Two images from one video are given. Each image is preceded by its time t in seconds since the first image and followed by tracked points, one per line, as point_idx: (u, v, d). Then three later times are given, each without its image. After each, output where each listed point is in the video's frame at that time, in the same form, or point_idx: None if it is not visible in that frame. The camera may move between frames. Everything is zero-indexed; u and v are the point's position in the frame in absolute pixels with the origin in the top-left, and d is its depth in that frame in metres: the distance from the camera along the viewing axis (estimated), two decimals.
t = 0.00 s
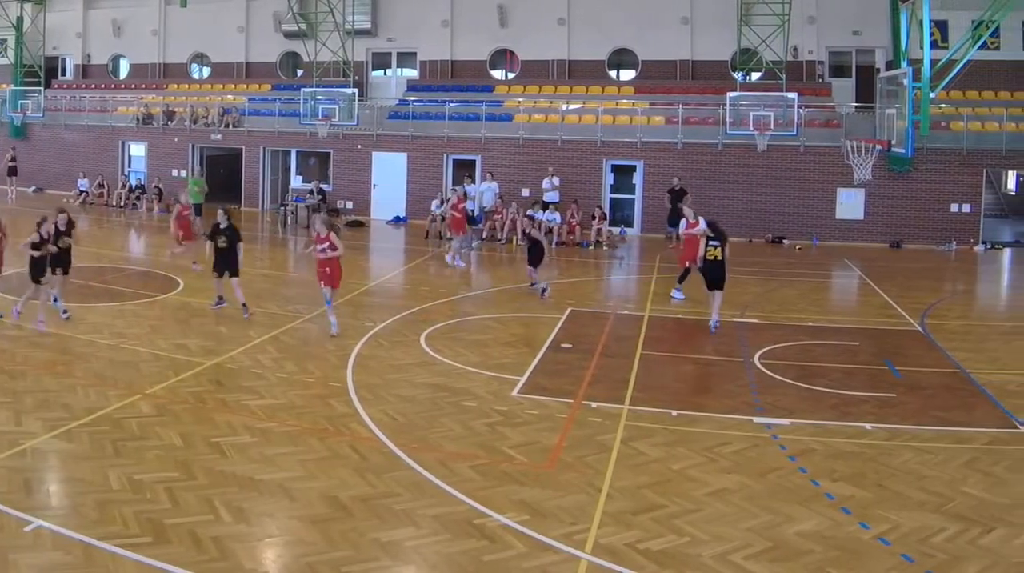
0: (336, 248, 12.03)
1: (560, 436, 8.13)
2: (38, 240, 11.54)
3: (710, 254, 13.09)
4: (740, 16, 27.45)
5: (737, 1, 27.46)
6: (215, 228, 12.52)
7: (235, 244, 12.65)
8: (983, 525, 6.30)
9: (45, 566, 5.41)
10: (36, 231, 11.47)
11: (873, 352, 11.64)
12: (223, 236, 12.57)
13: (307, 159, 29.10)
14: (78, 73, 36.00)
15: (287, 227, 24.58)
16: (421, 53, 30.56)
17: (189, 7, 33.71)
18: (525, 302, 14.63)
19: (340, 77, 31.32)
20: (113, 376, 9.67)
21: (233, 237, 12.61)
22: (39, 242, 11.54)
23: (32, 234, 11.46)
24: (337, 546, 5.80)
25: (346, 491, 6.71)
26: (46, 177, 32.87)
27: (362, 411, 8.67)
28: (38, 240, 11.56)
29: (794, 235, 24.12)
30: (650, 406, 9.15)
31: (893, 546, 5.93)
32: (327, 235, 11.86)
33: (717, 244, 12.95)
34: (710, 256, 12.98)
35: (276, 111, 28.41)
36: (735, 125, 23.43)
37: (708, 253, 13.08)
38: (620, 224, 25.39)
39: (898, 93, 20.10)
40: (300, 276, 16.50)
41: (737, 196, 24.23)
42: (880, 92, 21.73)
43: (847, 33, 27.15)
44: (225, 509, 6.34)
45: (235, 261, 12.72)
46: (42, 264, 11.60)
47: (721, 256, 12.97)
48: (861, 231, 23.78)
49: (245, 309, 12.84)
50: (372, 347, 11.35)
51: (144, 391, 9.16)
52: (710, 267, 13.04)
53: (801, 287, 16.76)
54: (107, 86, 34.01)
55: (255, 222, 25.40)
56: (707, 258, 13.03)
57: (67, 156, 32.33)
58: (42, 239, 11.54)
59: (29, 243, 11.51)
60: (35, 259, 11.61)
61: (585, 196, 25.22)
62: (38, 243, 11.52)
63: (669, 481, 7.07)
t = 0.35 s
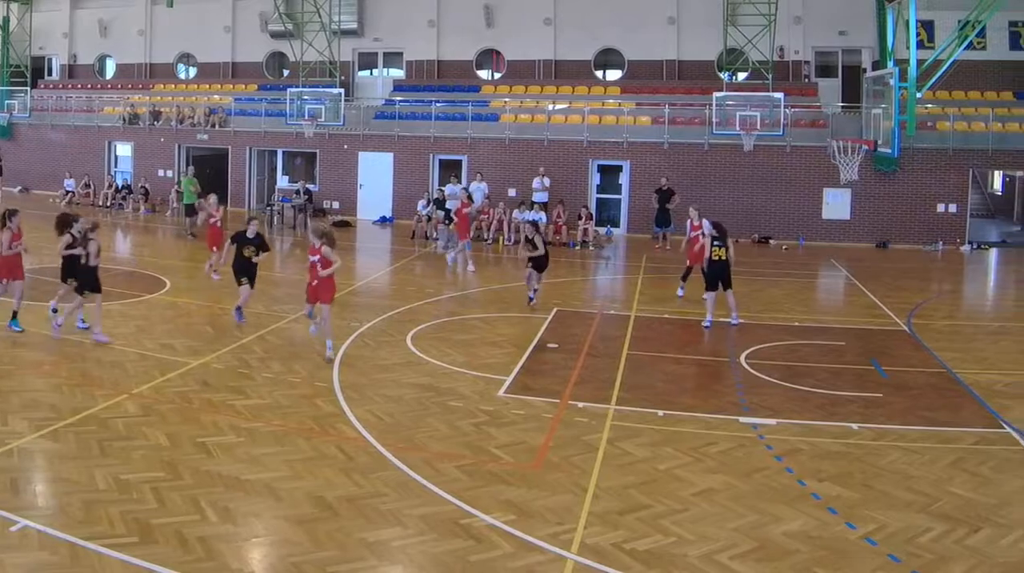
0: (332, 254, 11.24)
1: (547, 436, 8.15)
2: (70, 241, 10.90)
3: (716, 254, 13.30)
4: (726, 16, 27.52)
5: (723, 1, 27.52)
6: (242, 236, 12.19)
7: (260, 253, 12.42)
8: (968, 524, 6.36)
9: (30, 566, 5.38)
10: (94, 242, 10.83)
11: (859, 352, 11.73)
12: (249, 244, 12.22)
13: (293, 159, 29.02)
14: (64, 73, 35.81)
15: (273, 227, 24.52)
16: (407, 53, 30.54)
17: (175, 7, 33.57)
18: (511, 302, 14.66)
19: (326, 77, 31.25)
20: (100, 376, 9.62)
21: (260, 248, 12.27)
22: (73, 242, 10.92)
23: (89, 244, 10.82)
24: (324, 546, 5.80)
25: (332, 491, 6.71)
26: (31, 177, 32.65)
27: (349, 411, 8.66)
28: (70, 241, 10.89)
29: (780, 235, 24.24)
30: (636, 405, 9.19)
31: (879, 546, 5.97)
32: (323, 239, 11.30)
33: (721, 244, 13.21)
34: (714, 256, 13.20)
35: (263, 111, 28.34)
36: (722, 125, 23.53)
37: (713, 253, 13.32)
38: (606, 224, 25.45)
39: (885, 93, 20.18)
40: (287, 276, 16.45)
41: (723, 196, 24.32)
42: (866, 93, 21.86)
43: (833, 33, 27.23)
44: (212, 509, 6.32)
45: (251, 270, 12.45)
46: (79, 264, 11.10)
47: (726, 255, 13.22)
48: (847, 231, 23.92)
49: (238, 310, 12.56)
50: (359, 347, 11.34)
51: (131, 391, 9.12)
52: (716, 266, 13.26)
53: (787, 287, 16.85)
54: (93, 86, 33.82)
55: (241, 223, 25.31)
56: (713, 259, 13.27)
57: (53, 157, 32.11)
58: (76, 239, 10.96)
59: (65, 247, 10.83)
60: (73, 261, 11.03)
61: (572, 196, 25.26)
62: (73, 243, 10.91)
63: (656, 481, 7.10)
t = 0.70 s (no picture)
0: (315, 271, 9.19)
1: (533, 436, 8.17)
2: (82, 245, 10.66)
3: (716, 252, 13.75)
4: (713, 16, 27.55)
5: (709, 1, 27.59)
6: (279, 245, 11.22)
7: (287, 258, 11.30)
8: (954, 524, 6.40)
9: (15, 566, 5.35)
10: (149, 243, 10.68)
11: (844, 352, 11.80)
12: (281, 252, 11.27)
13: (280, 159, 28.94)
14: (51, 73, 35.63)
15: (260, 227, 24.45)
16: (393, 53, 30.51)
17: (161, 7, 33.43)
18: (498, 302, 14.68)
19: (312, 77, 31.18)
20: (86, 376, 9.57)
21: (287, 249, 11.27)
22: (85, 247, 10.68)
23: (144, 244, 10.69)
24: (311, 546, 5.79)
25: (319, 491, 6.70)
26: (17, 177, 32.45)
27: (336, 412, 8.65)
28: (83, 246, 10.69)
29: (766, 235, 24.33)
30: (623, 405, 9.22)
31: (865, 546, 6.01)
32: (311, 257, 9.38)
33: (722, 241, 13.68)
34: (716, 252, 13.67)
35: (249, 111, 28.26)
36: (708, 125, 23.53)
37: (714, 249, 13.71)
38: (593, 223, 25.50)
39: (870, 94, 20.26)
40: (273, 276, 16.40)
41: (710, 196, 24.41)
42: (853, 93, 21.90)
43: (819, 33, 27.28)
44: (199, 509, 6.30)
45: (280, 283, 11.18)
46: (92, 268, 10.78)
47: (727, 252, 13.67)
48: (833, 231, 24.02)
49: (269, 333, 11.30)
50: (346, 347, 11.33)
51: (117, 391, 9.07)
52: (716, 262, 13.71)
53: (774, 287, 16.93)
54: (79, 86, 33.66)
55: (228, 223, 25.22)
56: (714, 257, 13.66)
57: (38, 157, 31.93)
58: (88, 243, 10.69)
59: (77, 252, 10.62)
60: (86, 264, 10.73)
61: (558, 196, 25.30)
62: (85, 249, 10.67)
63: (642, 481, 7.14)
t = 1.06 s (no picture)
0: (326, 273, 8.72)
1: (519, 436, 8.18)
2: (106, 254, 10.06)
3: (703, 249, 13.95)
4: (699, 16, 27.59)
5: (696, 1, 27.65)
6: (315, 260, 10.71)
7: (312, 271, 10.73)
8: (940, 524, 6.44)
9: None
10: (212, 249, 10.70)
11: (830, 352, 11.87)
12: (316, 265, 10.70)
13: (266, 159, 28.86)
14: (38, 73, 35.45)
15: (246, 227, 24.38)
16: (379, 53, 30.48)
17: (147, 6, 33.29)
18: (484, 302, 14.71)
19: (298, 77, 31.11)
20: (72, 376, 9.52)
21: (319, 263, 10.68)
22: (108, 256, 10.09)
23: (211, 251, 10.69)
24: (297, 547, 5.78)
25: (305, 491, 6.69)
26: (3, 178, 32.27)
27: (322, 412, 8.63)
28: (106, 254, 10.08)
29: (752, 235, 24.44)
30: (609, 405, 9.26)
31: (851, 546, 6.05)
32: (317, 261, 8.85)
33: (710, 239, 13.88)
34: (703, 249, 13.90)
35: (235, 111, 28.19)
36: (694, 125, 23.58)
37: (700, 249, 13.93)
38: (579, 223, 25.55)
39: (856, 94, 20.34)
40: (259, 276, 16.36)
41: (696, 196, 24.50)
42: (839, 92, 21.90)
43: (806, 33, 27.36)
44: (184, 509, 6.29)
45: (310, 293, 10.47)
46: (116, 276, 10.22)
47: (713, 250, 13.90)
48: (819, 231, 24.14)
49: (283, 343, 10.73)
50: (332, 347, 11.30)
51: (103, 391, 9.03)
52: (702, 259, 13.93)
53: (760, 287, 17.01)
54: (65, 86, 33.52)
55: (214, 222, 25.13)
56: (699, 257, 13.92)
57: (24, 157, 31.74)
58: (110, 251, 10.09)
59: (100, 261, 10.02)
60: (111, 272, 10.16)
61: (544, 195, 25.32)
62: (109, 257, 10.10)
63: (627, 481, 7.17)
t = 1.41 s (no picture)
0: (355, 287, 8.08)
1: (506, 436, 8.20)
2: (123, 262, 9.49)
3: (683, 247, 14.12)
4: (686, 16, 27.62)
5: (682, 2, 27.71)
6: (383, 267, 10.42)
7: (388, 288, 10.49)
8: (924, 523, 6.50)
9: None
10: (274, 242, 11.13)
11: (816, 352, 11.95)
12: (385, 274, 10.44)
13: (252, 159, 28.76)
14: (23, 72, 35.23)
15: (232, 227, 24.31)
16: (365, 53, 30.42)
17: (134, 6, 33.12)
18: (471, 302, 14.73)
19: (285, 77, 31.02)
20: (58, 376, 9.47)
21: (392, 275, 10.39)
22: (126, 264, 9.54)
23: (269, 244, 11.17)
24: (284, 546, 5.78)
25: (292, 492, 6.68)
26: None
27: (308, 412, 8.62)
28: (124, 262, 9.51)
29: (738, 235, 24.55)
30: (596, 405, 9.28)
31: (837, 545, 6.09)
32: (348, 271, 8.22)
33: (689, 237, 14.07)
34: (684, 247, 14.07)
35: (221, 111, 28.08)
36: (681, 125, 23.61)
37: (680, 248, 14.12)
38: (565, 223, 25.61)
39: (842, 94, 20.41)
40: (245, 276, 16.31)
41: (683, 196, 24.59)
42: (825, 92, 21.94)
43: (793, 33, 27.41)
44: (170, 509, 6.27)
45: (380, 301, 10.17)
46: (134, 286, 9.67)
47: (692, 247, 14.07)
48: (805, 230, 24.27)
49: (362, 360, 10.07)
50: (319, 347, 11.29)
51: (89, 391, 8.99)
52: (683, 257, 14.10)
53: (746, 287, 17.10)
54: (51, 86, 33.35)
55: (200, 223, 25.03)
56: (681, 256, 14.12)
57: (9, 157, 31.54)
58: (129, 258, 9.52)
59: (118, 270, 9.47)
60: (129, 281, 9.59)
61: (530, 195, 25.36)
62: (127, 265, 9.53)
63: (614, 481, 7.20)
